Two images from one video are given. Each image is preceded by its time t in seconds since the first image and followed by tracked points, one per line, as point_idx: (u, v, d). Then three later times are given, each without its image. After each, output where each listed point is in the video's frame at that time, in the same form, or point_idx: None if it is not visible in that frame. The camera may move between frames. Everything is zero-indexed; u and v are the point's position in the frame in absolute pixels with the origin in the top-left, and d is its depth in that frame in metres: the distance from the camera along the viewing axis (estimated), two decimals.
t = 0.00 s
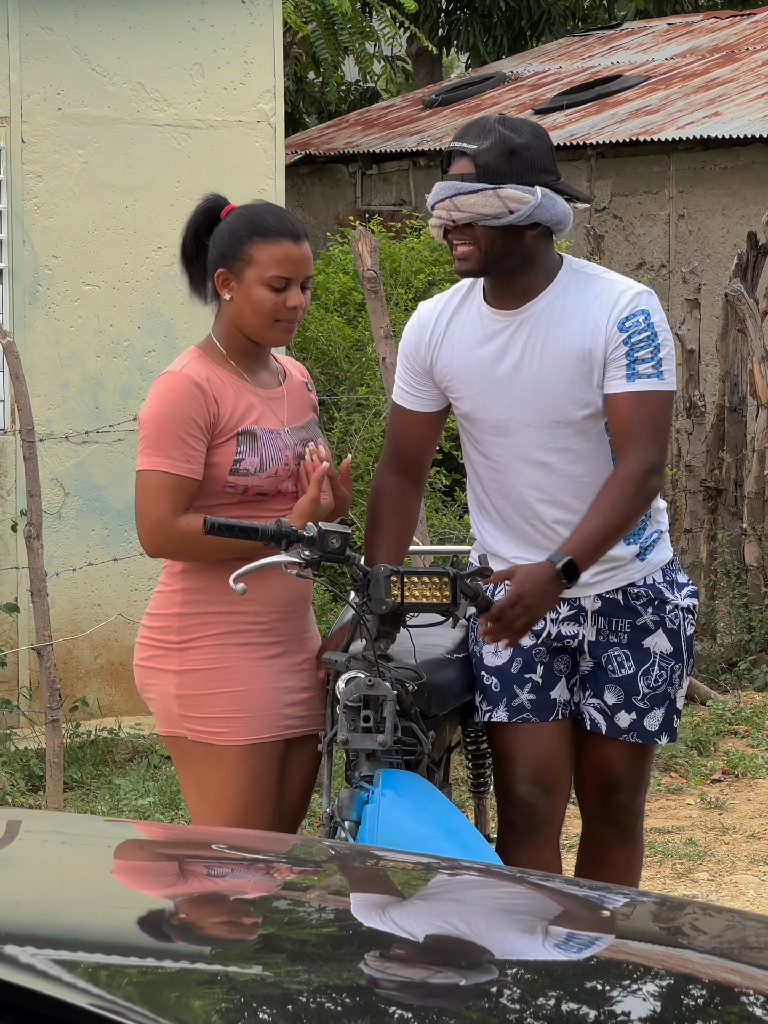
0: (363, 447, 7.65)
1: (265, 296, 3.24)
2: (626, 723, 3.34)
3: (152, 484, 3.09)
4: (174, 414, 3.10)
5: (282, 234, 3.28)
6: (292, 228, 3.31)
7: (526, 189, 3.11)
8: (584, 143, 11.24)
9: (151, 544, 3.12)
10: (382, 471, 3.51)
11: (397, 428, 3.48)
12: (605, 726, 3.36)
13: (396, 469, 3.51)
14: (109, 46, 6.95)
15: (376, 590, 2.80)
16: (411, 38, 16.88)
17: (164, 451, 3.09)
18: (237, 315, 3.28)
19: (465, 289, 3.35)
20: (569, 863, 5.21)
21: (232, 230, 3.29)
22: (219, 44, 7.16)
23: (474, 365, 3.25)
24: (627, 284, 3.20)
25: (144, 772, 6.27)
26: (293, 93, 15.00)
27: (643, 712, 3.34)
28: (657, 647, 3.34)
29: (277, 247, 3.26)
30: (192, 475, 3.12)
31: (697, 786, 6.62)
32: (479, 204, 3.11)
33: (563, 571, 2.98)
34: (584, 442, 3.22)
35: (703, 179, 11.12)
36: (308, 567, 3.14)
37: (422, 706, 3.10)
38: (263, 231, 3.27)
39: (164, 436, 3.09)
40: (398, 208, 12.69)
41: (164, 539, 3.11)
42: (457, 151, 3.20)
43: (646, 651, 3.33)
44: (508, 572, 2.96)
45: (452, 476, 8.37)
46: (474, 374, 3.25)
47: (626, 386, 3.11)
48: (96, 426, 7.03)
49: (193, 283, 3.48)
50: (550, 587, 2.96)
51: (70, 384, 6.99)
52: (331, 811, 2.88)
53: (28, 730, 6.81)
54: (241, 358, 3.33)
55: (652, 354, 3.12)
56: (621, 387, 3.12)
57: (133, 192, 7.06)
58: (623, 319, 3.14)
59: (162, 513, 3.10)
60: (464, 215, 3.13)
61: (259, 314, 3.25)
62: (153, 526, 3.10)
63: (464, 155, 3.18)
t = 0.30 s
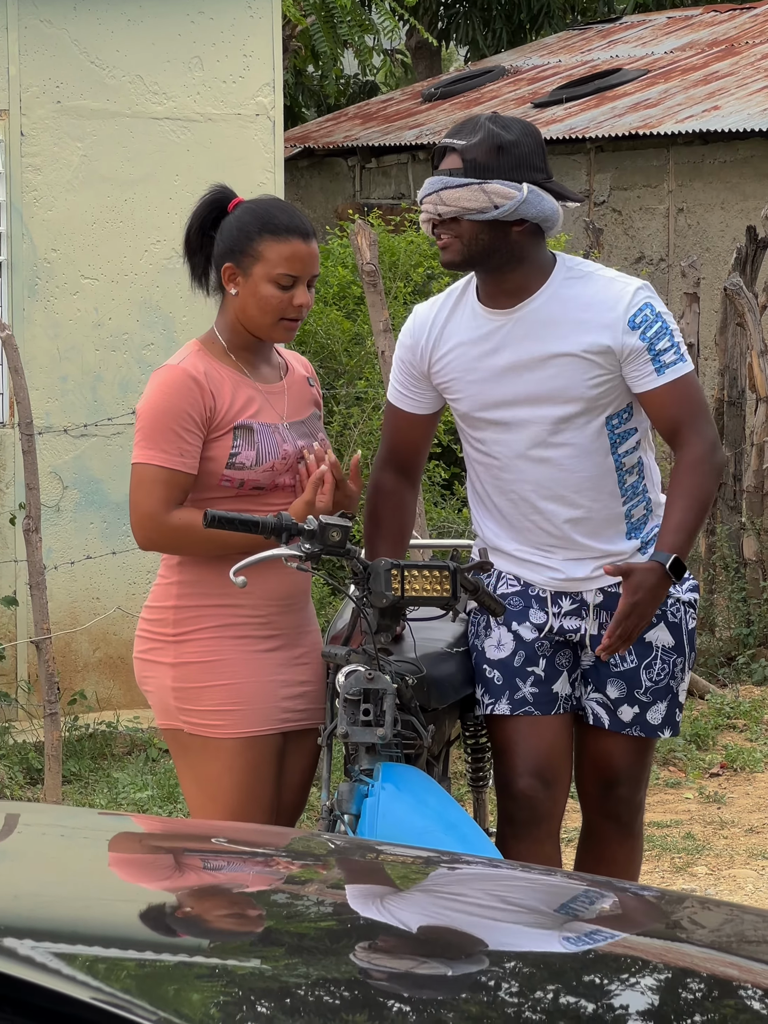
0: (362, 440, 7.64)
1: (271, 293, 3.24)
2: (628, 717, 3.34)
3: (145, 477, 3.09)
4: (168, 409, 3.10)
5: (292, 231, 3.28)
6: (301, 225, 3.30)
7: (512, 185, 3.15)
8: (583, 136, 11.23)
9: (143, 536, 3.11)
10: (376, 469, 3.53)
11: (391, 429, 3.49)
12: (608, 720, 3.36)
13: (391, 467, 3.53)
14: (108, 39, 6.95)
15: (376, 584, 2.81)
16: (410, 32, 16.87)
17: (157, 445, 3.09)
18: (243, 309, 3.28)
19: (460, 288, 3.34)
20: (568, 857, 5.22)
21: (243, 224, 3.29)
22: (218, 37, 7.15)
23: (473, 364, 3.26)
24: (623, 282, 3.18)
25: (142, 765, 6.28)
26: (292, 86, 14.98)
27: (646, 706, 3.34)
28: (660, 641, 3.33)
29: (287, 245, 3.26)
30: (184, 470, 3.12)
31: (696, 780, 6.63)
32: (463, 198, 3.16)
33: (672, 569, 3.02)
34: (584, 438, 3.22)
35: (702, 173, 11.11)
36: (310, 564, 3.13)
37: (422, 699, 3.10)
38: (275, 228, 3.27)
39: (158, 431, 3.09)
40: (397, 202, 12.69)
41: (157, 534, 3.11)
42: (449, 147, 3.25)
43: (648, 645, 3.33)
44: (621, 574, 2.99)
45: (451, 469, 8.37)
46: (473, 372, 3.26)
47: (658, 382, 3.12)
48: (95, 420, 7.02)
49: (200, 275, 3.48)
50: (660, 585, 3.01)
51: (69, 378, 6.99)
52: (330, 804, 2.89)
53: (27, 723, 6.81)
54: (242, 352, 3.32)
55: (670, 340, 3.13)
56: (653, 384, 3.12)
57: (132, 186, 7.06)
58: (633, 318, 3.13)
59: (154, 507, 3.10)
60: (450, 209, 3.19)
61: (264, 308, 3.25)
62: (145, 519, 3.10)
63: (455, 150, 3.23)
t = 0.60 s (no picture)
0: (357, 429, 7.64)
1: (285, 272, 3.28)
2: (625, 705, 3.35)
3: (142, 468, 3.10)
4: (164, 401, 3.11)
5: (286, 210, 3.33)
6: (284, 202, 3.34)
7: (529, 179, 3.12)
8: (579, 126, 11.22)
9: (140, 528, 3.12)
10: (371, 463, 3.51)
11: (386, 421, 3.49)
12: (604, 709, 3.37)
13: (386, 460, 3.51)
14: (104, 27, 6.94)
15: (371, 573, 2.82)
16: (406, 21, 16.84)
17: (155, 437, 3.10)
18: (254, 298, 3.29)
19: (458, 278, 3.34)
20: (563, 846, 5.23)
21: (236, 215, 3.30)
22: (214, 26, 7.14)
23: (468, 354, 3.26)
24: (624, 282, 3.18)
25: (138, 754, 6.29)
26: (288, 76, 14.95)
27: (642, 694, 3.35)
28: (655, 628, 3.35)
29: (283, 223, 3.30)
30: (182, 461, 3.12)
31: (690, 769, 6.65)
32: (485, 190, 3.09)
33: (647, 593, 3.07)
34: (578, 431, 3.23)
35: (698, 163, 11.10)
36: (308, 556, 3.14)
37: (417, 688, 3.11)
38: (271, 210, 3.31)
39: (155, 423, 3.10)
40: (393, 191, 12.68)
41: (154, 525, 3.11)
42: (456, 134, 3.17)
43: (643, 633, 3.34)
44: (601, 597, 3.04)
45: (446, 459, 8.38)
46: (467, 363, 3.26)
47: (642, 391, 3.14)
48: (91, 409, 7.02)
49: (175, 270, 3.47)
50: (635, 608, 3.06)
51: (65, 367, 6.98)
52: (325, 793, 2.90)
53: (23, 713, 6.81)
54: (242, 339, 3.34)
55: (662, 351, 3.14)
56: (636, 393, 3.15)
57: (127, 175, 7.04)
58: (628, 321, 3.13)
59: (151, 498, 3.11)
60: (468, 201, 3.11)
61: (281, 291, 3.28)
62: (143, 510, 3.11)
63: (464, 138, 3.15)
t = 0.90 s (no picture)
0: (354, 417, 7.64)
1: (281, 255, 3.30)
2: (623, 690, 3.36)
3: (142, 458, 3.11)
4: (163, 390, 3.11)
5: (275, 193, 3.35)
6: (272, 187, 3.36)
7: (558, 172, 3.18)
8: (576, 114, 11.21)
9: (140, 517, 3.13)
10: (373, 455, 3.53)
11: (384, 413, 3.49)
12: (602, 695, 3.38)
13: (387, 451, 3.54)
14: (101, 14, 6.92)
15: (367, 560, 2.83)
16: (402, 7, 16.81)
17: (155, 427, 3.10)
18: (252, 284, 3.30)
19: (455, 264, 3.34)
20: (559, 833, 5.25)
21: (230, 201, 3.31)
22: (210, 13, 7.14)
23: (466, 342, 3.26)
24: (618, 264, 3.20)
25: (135, 741, 6.30)
26: (285, 63, 14.92)
27: (640, 679, 3.36)
28: (653, 615, 3.36)
29: (275, 206, 3.32)
30: (182, 451, 3.13)
31: (687, 757, 6.67)
32: (540, 180, 3.10)
33: (619, 568, 3.11)
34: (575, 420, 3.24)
35: (695, 150, 11.10)
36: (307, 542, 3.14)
37: (413, 675, 3.12)
38: (262, 194, 3.32)
39: (155, 412, 3.10)
40: (390, 179, 12.66)
41: (153, 513, 3.12)
42: (487, 125, 3.15)
43: (641, 619, 3.36)
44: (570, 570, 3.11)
45: (443, 446, 8.39)
46: (464, 352, 3.26)
47: (638, 370, 3.16)
48: (88, 396, 7.01)
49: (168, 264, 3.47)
50: (606, 582, 3.11)
51: (62, 354, 6.97)
52: (321, 779, 2.92)
53: (20, 700, 6.82)
54: (239, 326, 3.34)
55: (657, 330, 3.16)
56: (632, 371, 3.16)
57: (123, 161, 7.03)
58: (624, 301, 3.15)
59: (151, 487, 3.12)
60: (524, 192, 3.10)
61: (279, 274, 3.30)
62: (143, 500, 3.11)
63: (500, 130, 3.15)
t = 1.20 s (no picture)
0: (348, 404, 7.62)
1: (274, 241, 3.29)
2: (618, 676, 3.37)
3: (135, 446, 3.10)
4: (156, 377, 3.11)
5: (267, 179, 3.34)
6: (263, 173, 3.35)
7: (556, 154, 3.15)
8: (572, 101, 11.19)
9: (133, 505, 3.13)
10: (375, 444, 3.52)
11: (387, 403, 3.47)
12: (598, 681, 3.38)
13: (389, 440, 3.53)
14: None
15: (360, 548, 2.83)
16: None
17: (149, 414, 3.10)
18: (245, 270, 3.30)
19: (457, 256, 3.32)
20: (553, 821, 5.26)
21: (221, 187, 3.30)
22: None
23: (461, 330, 3.26)
24: (623, 262, 3.18)
25: (129, 728, 6.31)
26: (280, 50, 14.88)
27: (635, 665, 3.37)
28: (647, 602, 3.37)
29: (267, 191, 3.31)
30: (175, 439, 3.13)
31: (681, 744, 6.69)
32: (532, 163, 3.08)
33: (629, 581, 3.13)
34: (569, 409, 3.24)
35: (690, 137, 11.09)
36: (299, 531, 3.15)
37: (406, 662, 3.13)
38: (254, 179, 3.32)
39: (148, 400, 3.10)
40: (385, 166, 12.64)
41: (145, 501, 3.12)
42: (479, 113, 3.14)
43: (636, 606, 3.36)
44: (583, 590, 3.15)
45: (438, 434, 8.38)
46: (460, 339, 3.26)
47: (639, 373, 3.15)
48: (82, 383, 7.00)
49: (160, 251, 3.48)
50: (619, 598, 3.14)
51: (56, 340, 6.96)
52: (315, 767, 2.92)
53: (14, 687, 6.82)
54: (231, 312, 3.34)
55: (661, 332, 3.14)
56: (633, 374, 3.16)
57: (118, 148, 7.01)
58: (628, 302, 3.14)
59: (144, 475, 3.12)
60: (517, 176, 3.08)
61: (271, 260, 3.29)
62: (136, 488, 3.11)
63: (491, 116, 3.13)
